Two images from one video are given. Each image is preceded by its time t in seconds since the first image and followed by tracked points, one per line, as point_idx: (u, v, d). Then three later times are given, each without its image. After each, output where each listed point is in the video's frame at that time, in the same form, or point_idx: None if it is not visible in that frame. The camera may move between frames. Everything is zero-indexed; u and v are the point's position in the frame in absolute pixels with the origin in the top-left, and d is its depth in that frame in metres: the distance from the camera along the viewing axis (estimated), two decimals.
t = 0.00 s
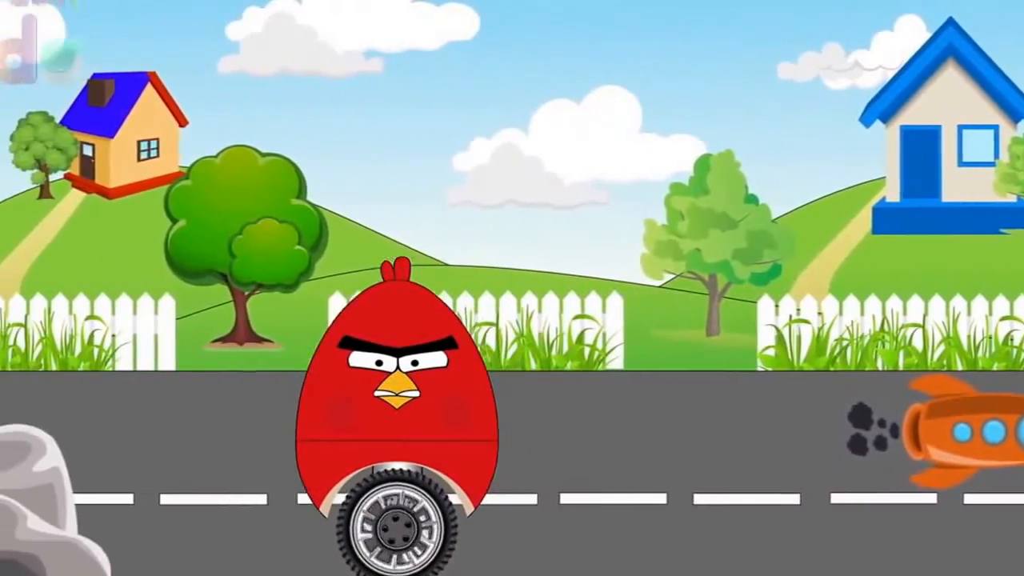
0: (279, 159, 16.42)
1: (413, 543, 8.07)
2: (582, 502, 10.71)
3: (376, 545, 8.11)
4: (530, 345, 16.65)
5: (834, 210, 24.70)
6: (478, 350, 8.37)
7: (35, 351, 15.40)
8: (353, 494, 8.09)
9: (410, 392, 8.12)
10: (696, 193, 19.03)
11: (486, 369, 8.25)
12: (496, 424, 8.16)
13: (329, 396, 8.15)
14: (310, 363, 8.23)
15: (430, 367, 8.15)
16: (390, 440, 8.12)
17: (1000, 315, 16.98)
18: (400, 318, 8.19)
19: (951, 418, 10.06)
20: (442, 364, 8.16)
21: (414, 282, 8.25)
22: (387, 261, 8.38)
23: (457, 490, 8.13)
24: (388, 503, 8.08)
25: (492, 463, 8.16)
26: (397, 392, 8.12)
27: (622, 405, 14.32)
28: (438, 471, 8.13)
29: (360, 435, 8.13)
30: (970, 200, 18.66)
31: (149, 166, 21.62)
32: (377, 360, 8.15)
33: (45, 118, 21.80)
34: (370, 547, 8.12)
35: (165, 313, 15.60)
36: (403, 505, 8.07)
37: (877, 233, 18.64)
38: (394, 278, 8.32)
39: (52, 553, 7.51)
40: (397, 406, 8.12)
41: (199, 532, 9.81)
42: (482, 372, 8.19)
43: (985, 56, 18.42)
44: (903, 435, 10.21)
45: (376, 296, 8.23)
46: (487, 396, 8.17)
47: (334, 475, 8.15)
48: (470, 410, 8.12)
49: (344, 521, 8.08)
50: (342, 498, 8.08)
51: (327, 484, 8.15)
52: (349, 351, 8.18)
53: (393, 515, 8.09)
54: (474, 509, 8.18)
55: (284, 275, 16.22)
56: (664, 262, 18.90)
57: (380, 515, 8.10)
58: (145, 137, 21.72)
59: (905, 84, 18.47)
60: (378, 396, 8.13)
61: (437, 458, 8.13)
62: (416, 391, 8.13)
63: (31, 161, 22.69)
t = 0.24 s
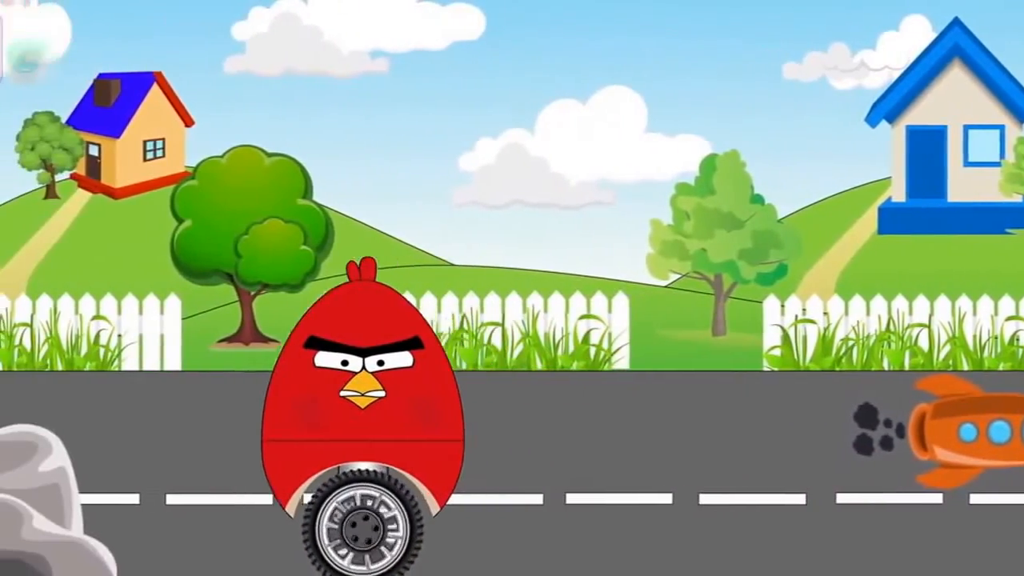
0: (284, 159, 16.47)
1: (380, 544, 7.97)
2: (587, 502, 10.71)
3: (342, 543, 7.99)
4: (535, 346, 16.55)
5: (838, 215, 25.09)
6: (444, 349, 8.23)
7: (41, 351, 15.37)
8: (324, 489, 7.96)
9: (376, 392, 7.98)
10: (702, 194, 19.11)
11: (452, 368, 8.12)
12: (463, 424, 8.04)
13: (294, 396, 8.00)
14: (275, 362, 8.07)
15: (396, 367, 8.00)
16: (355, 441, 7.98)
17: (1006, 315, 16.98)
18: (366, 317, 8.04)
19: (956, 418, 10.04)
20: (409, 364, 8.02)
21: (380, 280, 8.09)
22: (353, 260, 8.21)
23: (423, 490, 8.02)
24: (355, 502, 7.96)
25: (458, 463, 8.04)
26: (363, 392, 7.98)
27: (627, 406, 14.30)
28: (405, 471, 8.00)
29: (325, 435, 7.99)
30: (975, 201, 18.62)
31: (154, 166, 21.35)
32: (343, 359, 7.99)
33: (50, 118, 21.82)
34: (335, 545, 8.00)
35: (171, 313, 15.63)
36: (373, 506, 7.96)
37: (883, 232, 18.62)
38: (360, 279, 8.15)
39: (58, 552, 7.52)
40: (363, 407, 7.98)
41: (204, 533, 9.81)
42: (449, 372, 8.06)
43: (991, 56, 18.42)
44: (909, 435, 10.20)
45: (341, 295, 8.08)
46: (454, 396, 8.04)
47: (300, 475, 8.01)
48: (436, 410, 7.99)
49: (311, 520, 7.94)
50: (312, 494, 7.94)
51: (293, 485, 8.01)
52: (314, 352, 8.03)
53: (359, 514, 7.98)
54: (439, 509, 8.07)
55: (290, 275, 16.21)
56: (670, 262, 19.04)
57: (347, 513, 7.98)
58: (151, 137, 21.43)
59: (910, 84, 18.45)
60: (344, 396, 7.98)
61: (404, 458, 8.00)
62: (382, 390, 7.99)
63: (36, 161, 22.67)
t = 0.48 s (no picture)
0: (300, 159, 16.43)
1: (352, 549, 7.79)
2: (603, 503, 10.63)
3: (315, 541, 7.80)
4: (551, 345, 16.41)
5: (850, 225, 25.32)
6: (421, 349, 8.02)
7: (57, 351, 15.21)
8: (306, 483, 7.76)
9: (351, 392, 7.76)
10: (719, 192, 19.80)
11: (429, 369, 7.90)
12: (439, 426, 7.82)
13: (267, 397, 7.77)
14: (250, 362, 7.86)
15: (372, 367, 7.79)
16: (329, 442, 7.76)
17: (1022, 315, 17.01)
18: (342, 316, 7.82)
19: (971, 418, 9.94)
20: (384, 364, 7.80)
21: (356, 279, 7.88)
22: (329, 259, 8.00)
23: (398, 492, 7.80)
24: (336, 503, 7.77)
25: (435, 465, 7.82)
26: (338, 392, 7.76)
27: (642, 405, 14.23)
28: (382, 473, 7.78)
29: (298, 436, 7.77)
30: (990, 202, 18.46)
31: (168, 167, 21.14)
32: (318, 359, 7.78)
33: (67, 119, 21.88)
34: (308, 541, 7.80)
35: (187, 312, 15.60)
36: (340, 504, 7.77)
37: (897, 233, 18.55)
38: (335, 278, 7.94)
39: (73, 552, 7.48)
40: (337, 407, 7.76)
41: (221, 534, 9.75)
42: (425, 372, 7.85)
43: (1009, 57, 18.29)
44: (924, 435, 10.11)
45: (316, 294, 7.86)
46: (431, 397, 7.83)
47: (274, 477, 7.78)
48: (412, 410, 7.77)
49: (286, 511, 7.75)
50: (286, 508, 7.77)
51: (267, 487, 7.79)
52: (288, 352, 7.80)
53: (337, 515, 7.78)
54: (415, 510, 7.86)
55: (305, 276, 16.05)
56: (685, 262, 19.84)
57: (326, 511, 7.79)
58: (167, 137, 21.15)
59: (926, 84, 18.29)
60: (319, 397, 7.76)
61: (380, 460, 7.77)
62: (357, 391, 7.77)
63: (54, 161, 22.85)
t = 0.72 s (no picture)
0: (325, 159, 16.37)
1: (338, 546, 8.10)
2: (629, 503, 10.51)
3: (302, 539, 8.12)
4: (577, 346, 16.30)
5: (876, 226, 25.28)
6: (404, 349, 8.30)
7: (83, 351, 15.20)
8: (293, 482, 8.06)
9: (336, 392, 8.05)
10: (743, 193, 19.65)
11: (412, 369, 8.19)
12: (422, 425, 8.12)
13: (254, 396, 8.08)
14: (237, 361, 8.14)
15: (356, 367, 8.07)
16: (315, 440, 8.07)
17: None
18: (327, 318, 8.10)
19: (996, 418, 9.77)
20: (368, 364, 8.08)
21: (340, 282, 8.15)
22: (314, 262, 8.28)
23: (382, 490, 8.11)
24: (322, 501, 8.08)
25: (419, 462, 8.12)
26: (323, 392, 8.05)
27: (667, 405, 14.11)
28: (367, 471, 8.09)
29: (285, 435, 8.08)
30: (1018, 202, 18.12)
31: (193, 167, 21.14)
32: (304, 359, 8.07)
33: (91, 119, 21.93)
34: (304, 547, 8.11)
35: (213, 312, 15.59)
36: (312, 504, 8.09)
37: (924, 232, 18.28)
38: (320, 280, 8.21)
39: (98, 553, 7.45)
40: (323, 407, 8.06)
41: (245, 534, 9.70)
42: (408, 372, 8.13)
43: None
44: (949, 434, 9.97)
45: (301, 295, 8.13)
46: (414, 396, 8.12)
47: (262, 473, 8.11)
48: (396, 410, 8.07)
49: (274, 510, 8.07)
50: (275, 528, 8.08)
51: (255, 483, 8.11)
52: (275, 352, 8.10)
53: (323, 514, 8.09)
54: (400, 509, 8.16)
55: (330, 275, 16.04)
56: (711, 262, 19.72)
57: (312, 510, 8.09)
58: (192, 137, 21.12)
59: (952, 83, 18.07)
60: (305, 397, 8.06)
61: (365, 458, 8.08)
62: (342, 391, 8.06)
63: (79, 160, 22.90)
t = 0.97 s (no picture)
0: (360, 159, 16.32)
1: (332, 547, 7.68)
2: (663, 503, 10.31)
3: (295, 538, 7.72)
4: (612, 345, 16.18)
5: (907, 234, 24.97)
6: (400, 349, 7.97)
7: (118, 351, 15.26)
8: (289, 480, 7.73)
9: (332, 392, 7.72)
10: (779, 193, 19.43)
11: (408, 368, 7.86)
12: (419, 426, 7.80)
13: (248, 397, 7.75)
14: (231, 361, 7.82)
15: (351, 367, 7.74)
16: (309, 441, 7.74)
17: None
18: (323, 316, 7.77)
19: None
20: (364, 364, 7.75)
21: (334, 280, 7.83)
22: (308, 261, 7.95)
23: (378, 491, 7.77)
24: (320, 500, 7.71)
25: (415, 464, 7.79)
26: (318, 392, 7.73)
27: (702, 405, 13.90)
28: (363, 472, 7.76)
29: (280, 436, 7.76)
30: None
31: (230, 167, 21.14)
32: (299, 359, 7.74)
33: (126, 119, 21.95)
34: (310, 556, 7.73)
35: (247, 312, 15.53)
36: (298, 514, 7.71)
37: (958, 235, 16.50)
38: (315, 279, 7.89)
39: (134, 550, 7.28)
40: (318, 407, 7.73)
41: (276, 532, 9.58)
42: (404, 371, 7.80)
43: None
44: (984, 435, 9.72)
45: (295, 293, 7.81)
46: (410, 396, 7.79)
47: (256, 476, 7.78)
48: (391, 410, 7.74)
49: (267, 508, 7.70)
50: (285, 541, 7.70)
51: (249, 486, 7.78)
52: (269, 351, 7.77)
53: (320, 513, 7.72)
54: (395, 509, 7.83)
55: (367, 275, 15.99)
56: (746, 262, 19.45)
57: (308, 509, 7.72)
58: (227, 137, 21.09)
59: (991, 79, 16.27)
60: (301, 397, 7.73)
61: (361, 459, 7.75)
62: (338, 391, 7.74)
63: (115, 161, 22.90)
